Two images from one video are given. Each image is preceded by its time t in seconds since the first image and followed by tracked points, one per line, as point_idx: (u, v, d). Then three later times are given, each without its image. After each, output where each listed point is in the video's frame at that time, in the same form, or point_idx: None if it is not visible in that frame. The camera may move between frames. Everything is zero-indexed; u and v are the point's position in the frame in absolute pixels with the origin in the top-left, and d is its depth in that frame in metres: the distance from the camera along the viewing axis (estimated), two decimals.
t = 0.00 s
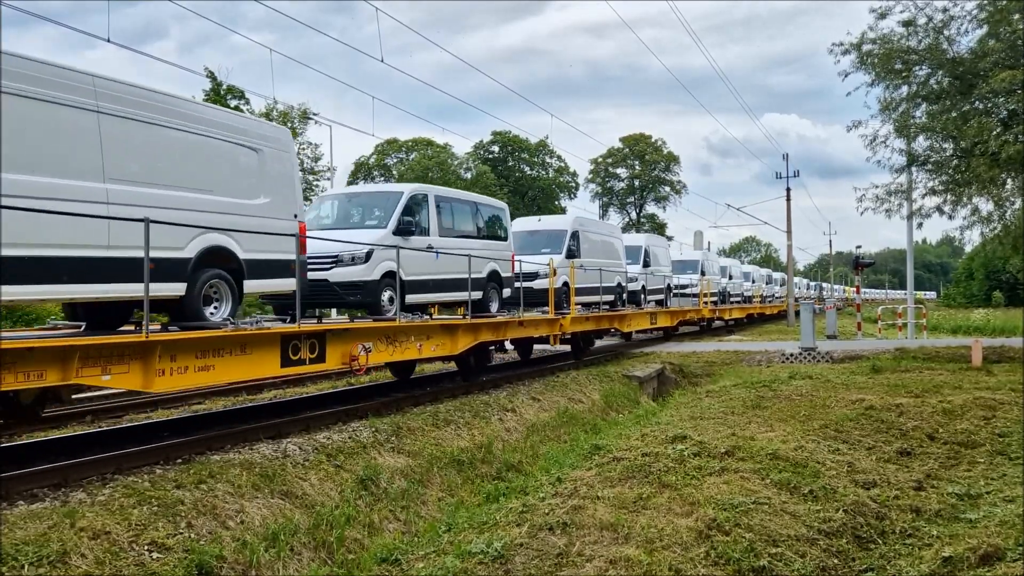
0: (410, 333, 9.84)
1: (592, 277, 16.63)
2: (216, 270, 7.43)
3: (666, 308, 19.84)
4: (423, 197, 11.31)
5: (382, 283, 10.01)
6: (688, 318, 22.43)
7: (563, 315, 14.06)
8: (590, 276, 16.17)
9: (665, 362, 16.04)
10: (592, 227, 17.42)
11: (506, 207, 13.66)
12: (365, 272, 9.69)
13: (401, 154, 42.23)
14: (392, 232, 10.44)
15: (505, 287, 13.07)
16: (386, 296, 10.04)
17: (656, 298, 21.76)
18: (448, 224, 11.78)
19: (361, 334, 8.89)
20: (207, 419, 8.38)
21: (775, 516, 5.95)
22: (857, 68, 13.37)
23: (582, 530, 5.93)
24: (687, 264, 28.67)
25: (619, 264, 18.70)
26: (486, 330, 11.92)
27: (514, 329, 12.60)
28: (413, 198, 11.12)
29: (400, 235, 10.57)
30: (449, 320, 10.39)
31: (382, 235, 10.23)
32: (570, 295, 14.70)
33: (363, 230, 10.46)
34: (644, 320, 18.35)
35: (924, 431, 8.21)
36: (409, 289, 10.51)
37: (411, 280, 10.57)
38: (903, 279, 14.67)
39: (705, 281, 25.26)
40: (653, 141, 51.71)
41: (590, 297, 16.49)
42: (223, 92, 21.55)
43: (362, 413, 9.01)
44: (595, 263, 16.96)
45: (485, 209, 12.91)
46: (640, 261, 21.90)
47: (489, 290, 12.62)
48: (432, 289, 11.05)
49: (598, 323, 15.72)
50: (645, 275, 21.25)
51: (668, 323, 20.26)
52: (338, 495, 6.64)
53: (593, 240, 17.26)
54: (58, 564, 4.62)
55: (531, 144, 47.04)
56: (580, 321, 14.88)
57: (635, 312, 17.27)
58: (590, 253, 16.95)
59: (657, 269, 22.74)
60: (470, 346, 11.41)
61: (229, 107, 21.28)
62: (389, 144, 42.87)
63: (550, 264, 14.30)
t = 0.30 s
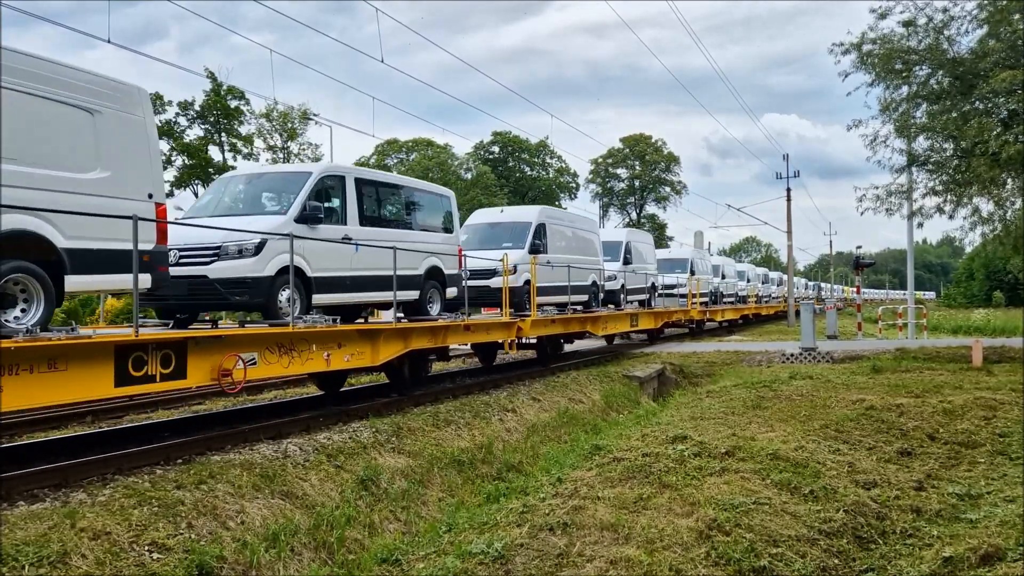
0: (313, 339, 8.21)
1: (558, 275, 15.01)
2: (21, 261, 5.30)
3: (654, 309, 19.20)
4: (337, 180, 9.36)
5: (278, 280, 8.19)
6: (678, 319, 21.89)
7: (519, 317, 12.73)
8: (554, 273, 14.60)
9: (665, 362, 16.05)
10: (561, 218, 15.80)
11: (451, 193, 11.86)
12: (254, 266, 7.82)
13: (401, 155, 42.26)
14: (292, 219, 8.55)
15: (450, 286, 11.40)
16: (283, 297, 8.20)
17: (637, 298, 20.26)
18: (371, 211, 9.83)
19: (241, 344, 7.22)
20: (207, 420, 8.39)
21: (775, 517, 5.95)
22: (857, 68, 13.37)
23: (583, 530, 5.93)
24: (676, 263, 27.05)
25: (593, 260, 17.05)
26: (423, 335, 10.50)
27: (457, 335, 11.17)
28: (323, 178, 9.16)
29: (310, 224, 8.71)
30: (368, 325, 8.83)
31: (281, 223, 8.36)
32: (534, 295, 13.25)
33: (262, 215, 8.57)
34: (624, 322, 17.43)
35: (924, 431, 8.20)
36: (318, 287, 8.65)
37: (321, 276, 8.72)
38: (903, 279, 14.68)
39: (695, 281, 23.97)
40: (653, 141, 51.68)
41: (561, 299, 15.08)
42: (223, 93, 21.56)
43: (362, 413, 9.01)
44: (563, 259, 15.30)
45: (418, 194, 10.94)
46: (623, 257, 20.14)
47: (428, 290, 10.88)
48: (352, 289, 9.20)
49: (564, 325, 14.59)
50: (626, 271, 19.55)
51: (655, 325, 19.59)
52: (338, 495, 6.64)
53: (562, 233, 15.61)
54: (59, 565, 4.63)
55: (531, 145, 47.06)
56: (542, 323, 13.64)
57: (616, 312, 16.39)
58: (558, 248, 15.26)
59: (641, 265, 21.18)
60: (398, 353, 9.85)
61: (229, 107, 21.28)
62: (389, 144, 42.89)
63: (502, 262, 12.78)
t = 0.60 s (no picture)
0: (161, 347, 6.27)
1: (516, 271, 13.39)
2: None
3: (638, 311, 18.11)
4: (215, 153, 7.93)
5: (114, 278, 6.41)
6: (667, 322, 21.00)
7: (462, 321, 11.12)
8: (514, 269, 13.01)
9: (665, 362, 16.07)
10: (524, 207, 14.23)
11: (379, 175, 10.39)
12: (83, 257, 6.10)
13: (402, 155, 42.30)
14: (145, 200, 6.99)
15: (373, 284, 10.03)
16: (127, 295, 6.54)
17: (616, 298, 18.62)
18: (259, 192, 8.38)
19: (43, 357, 5.44)
20: (207, 420, 8.40)
21: (775, 517, 5.95)
22: (857, 68, 13.38)
23: (582, 530, 5.93)
24: (663, 261, 25.10)
25: (559, 257, 15.47)
26: (334, 340, 8.77)
27: (376, 342, 9.44)
28: (194, 151, 7.71)
29: (171, 206, 7.21)
30: (250, 330, 7.07)
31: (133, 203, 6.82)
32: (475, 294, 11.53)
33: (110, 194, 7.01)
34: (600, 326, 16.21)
35: (925, 431, 8.21)
36: (179, 284, 7.08)
37: (184, 271, 7.15)
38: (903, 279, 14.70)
39: (683, 280, 22.44)
40: (653, 141, 51.67)
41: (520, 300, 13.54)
42: (223, 92, 21.59)
43: (362, 414, 9.01)
44: (521, 253, 13.72)
45: (331, 174, 9.50)
46: (604, 250, 18.19)
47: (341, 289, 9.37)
48: (221, 287, 7.54)
49: (525, 329, 13.22)
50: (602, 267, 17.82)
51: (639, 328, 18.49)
52: (338, 495, 6.64)
53: (523, 225, 14.04)
54: (59, 565, 4.63)
55: (531, 145, 47.05)
56: (496, 327, 12.12)
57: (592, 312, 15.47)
58: (516, 241, 13.69)
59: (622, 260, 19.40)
60: (296, 365, 8.13)
61: (229, 107, 21.30)
62: (389, 145, 42.90)
63: (443, 257, 11.13)
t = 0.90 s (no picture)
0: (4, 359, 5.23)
1: (465, 267, 11.79)
2: None
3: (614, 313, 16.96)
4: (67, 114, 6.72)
5: None
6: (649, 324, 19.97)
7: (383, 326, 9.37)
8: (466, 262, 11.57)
9: (665, 362, 16.08)
10: (476, 196, 12.63)
11: (276, 149, 9.23)
12: None
13: (402, 155, 42.33)
14: None
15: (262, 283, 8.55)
16: None
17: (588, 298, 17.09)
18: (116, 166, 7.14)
19: None
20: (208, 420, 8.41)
21: (776, 517, 5.95)
22: (857, 69, 13.39)
23: (582, 531, 5.93)
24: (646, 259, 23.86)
25: (520, 251, 13.86)
26: (194, 352, 6.91)
27: (260, 350, 7.65)
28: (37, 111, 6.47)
29: None
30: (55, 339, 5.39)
31: None
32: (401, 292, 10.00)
33: None
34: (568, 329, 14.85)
35: (925, 431, 8.21)
36: None
37: None
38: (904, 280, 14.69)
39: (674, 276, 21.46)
40: (653, 141, 51.66)
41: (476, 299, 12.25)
42: (223, 93, 21.60)
43: (362, 414, 9.02)
44: (469, 247, 12.07)
45: (208, 144, 8.25)
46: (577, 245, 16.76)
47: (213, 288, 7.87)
48: (7, 284, 5.88)
49: (476, 334, 11.68)
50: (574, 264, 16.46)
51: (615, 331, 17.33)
52: (338, 495, 6.64)
53: (473, 215, 12.39)
54: (58, 565, 4.62)
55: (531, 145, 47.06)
56: (436, 333, 10.46)
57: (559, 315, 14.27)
58: (463, 233, 12.03)
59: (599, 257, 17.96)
60: (132, 384, 6.27)
61: (229, 108, 21.32)
62: (389, 145, 42.92)
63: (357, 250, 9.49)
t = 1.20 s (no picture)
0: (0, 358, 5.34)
1: (388, 261, 10.33)
2: None
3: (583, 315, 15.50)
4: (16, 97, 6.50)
5: None
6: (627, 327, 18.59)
7: (270, 331, 7.48)
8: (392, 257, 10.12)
9: (665, 362, 16.08)
10: (409, 179, 11.19)
11: (118, 111, 7.50)
12: None
13: (402, 155, 42.34)
14: None
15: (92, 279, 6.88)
16: None
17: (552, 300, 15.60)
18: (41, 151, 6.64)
19: None
20: (208, 420, 8.41)
21: (775, 517, 5.95)
22: (857, 69, 13.38)
23: (582, 531, 5.93)
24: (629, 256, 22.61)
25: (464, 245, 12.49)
26: None
27: (72, 364, 5.71)
28: None
29: None
30: None
31: None
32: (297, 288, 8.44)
33: None
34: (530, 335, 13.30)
35: (925, 431, 8.21)
36: None
37: None
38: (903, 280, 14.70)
39: (659, 273, 20.18)
40: (653, 141, 51.69)
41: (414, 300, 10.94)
42: (223, 92, 21.60)
43: (362, 413, 9.02)
44: (397, 237, 10.65)
45: (46, 109, 6.73)
46: (540, 241, 15.49)
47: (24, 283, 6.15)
48: None
49: (404, 339, 9.92)
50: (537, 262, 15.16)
51: (586, 336, 15.89)
52: (338, 495, 6.64)
53: (404, 201, 10.93)
54: (58, 565, 4.62)
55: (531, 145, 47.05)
56: (350, 339, 8.72)
57: (517, 316, 12.84)
58: (390, 222, 10.59)
59: (567, 253, 16.70)
60: None
61: (229, 108, 21.32)
62: (389, 145, 42.91)
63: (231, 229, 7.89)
